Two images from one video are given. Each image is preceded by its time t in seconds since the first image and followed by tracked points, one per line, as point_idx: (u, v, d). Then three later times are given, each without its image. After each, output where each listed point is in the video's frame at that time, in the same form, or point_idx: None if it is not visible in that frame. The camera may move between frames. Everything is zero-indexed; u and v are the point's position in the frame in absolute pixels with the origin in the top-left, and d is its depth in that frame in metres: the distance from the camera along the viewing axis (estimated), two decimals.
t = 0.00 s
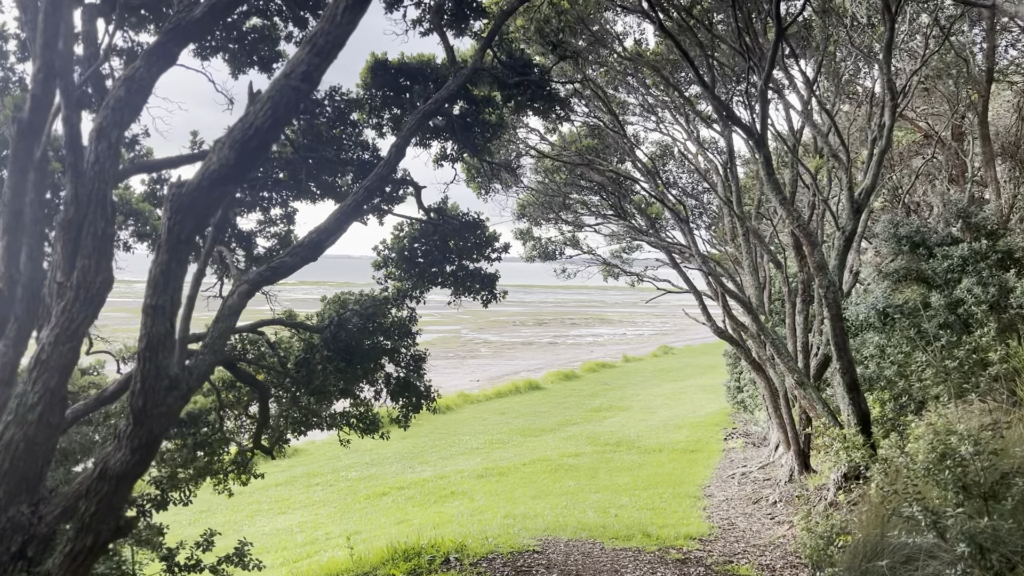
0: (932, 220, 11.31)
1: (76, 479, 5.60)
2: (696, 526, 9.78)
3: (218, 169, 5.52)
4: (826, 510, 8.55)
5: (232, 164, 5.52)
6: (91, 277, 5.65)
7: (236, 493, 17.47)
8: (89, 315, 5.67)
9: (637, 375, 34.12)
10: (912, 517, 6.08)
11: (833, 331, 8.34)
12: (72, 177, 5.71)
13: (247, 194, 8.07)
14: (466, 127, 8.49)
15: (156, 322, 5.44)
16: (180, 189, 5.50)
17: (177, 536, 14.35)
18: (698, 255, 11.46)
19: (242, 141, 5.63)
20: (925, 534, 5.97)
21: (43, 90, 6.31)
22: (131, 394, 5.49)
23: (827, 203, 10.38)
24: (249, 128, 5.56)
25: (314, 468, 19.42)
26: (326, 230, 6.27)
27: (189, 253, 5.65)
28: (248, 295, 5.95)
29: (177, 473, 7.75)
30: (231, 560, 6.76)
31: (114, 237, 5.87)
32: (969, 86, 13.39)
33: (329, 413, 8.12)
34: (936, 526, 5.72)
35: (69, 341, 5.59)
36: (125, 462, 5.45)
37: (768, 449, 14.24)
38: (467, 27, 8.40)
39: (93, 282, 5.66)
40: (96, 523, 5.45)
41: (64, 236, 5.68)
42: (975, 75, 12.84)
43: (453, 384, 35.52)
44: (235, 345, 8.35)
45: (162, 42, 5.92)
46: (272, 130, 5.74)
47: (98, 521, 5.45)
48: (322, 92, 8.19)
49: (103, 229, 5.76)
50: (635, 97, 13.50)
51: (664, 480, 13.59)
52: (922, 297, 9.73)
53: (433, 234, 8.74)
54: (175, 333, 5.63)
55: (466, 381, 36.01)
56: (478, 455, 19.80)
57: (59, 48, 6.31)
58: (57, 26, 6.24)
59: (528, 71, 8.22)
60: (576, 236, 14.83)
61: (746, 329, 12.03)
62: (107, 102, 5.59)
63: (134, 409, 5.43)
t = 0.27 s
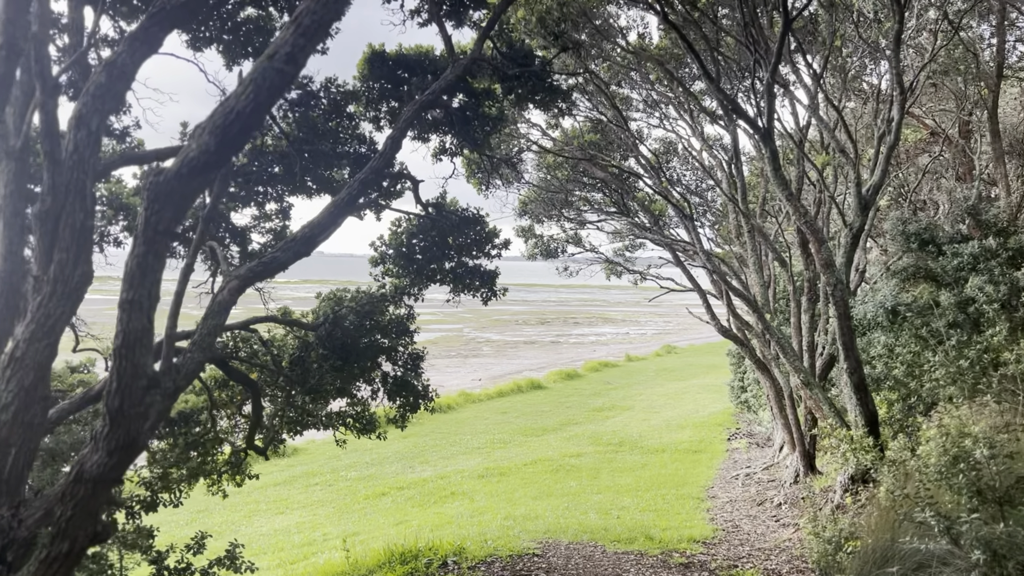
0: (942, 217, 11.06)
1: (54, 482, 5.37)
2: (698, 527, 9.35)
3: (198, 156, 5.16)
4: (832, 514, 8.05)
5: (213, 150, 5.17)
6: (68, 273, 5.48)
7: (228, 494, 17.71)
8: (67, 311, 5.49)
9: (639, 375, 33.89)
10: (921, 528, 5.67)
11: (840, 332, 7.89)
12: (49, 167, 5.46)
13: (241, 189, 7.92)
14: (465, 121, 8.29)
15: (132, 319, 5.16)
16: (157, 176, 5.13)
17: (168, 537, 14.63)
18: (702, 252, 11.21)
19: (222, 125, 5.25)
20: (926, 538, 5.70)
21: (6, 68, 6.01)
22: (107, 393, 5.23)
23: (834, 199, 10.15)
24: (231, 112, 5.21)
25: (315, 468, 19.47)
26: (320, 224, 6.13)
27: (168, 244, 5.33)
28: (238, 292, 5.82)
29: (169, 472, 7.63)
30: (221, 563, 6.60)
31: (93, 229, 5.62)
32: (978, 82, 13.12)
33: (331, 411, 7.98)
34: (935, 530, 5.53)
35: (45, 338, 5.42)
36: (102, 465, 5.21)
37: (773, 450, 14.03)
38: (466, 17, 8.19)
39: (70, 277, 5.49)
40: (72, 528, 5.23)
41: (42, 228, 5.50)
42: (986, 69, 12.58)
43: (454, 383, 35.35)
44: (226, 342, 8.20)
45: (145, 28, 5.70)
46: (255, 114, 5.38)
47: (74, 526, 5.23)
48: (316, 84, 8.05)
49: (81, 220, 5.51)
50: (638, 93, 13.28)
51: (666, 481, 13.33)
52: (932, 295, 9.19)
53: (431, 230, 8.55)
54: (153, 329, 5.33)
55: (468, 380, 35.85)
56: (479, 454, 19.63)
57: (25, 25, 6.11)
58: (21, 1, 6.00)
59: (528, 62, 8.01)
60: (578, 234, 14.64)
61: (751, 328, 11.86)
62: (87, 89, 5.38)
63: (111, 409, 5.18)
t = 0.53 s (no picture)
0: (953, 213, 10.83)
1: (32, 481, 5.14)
2: (703, 531, 8.95)
3: (177, 136, 4.68)
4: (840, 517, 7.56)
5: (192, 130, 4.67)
6: (45, 260, 5.28)
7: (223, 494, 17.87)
8: (43, 300, 5.32)
9: (641, 375, 33.64)
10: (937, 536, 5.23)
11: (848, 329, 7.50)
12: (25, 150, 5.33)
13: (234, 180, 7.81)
14: (465, 112, 8.07)
15: (107, 312, 4.75)
16: (132, 158, 4.68)
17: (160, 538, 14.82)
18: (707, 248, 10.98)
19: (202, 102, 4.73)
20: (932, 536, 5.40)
21: None
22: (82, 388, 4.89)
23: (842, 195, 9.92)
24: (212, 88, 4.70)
25: (314, 467, 19.55)
26: (314, 213, 5.97)
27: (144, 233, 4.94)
28: (228, 285, 5.63)
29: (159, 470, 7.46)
30: (211, 566, 6.40)
31: (72, 214, 5.47)
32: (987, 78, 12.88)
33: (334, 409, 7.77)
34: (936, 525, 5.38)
35: (20, 328, 5.25)
36: (76, 465, 4.90)
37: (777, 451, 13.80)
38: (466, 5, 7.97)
39: (45, 265, 5.28)
40: (47, 530, 4.99)
41: (19, 214, 5.35)
42: (997, 63, 12.31)
43: (455, 383, 35.13)
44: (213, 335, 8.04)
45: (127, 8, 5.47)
46: (238, 91, 4.94)
47: (49, 529, 4.99)
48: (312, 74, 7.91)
49: (58, 206, 5.33)
50: (641, 89, 13.07)
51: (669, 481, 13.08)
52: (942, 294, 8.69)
53: (430, 223, 8.35)
54: (131, 318, 4.94)
55: (469, 379, 35.64)
56: (479, 455, 19.42)
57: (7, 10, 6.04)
58: None
59: (530, 51, 7.79)
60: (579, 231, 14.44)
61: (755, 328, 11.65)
62: (66, 70, 5.13)
63: (86, 406, 4.84)
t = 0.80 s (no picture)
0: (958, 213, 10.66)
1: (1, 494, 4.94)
2: (705, 536, 8.66)
3: (151, 120, 4.63)
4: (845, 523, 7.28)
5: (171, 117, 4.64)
6: (14, 254, 5.14)
7: (214, 497, 17.79)
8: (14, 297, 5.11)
9: (640, 376, 33.47)
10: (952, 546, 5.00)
11: (854, 330, 7.28)
12: None
13: (225, 176, 7.62)
14: (462, 107, 7.86)
15: (75, 305, 4.67)
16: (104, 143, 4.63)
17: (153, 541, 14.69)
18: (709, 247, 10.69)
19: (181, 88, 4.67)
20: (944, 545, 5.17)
21: None
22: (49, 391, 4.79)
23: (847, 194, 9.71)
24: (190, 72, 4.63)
25: (309, 470, 19.47)
26: (305, 210, 5.84)
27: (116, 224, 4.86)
28: (215, 283, 5.44)
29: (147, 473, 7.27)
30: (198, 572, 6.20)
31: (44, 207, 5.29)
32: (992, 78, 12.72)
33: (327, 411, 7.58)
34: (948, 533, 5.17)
35: None
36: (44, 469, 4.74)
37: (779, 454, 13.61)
38: None
39: (18, 260, 5.15)
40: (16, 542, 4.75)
41: None
42: (1003, 61, 12.14)
43: (453, 384, 34.93)
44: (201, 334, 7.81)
45: None
46: (215, 72, 4.83)
47: (18, 539, 4.75)
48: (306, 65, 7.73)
49: (29, 197, 5.17)
50: (641, 86, 12.88)
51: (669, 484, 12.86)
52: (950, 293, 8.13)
53: (427, 220, 8.17)
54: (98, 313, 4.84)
55: (467, 380, 35.45)
56: (477, 456, 19.21)
57: None
58: None
59: (529, 44, 7.59)
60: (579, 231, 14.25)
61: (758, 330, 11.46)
62: (38, 55, 5.01)
63: (53, 408, 4.73)
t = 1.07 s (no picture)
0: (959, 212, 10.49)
1: None
2: (702, 541, 8.41)
3: (110, 100, 5.10)
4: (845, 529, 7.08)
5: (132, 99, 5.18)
6: None
7: (203, 499, 17.82)
8: None
9: (637, 378, 33.25)
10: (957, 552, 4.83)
11: (855, 330, 7.10)
12: None
13: (211, 171, 7.56)
14: (455, 102, 7.65)
15: (30, 296, 5.08)
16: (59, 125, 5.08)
17: (141, 544, 14.68)
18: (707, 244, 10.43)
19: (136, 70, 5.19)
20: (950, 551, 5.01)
21: None
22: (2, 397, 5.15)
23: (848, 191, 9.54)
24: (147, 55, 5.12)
25: (301, 471, 19.54)
26: (287, 205, 5.68)
27: (74, 206, 5.27)
28: (195, 280, 5.31)
29: (129, 476, 7.09)
30: None
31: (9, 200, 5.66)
32: (993, 76, 12.55)
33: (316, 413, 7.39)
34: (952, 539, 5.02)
35: None
36: None
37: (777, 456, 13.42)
38: None
39: None
40: None
41: None
42: (1005, 59, 11.96)
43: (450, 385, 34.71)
44: (184, 333, 7.58)
45: None
46: (176, 46, 5.36)
47: None
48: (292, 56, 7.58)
49: None
50: (638, 84, 12.70)
51: (666, 488, 12.66)
52: (952, 294, 7.89)
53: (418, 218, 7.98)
54: (47, 306, 5.21)
55: (463, 381, 35.25)
56: (472, 458, 19.00)
57: None
58: None
59: (522, 35, 7.40)
60: (575, 230, 14.07)
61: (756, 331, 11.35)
62: None
63: (5, 414, 5.13)
